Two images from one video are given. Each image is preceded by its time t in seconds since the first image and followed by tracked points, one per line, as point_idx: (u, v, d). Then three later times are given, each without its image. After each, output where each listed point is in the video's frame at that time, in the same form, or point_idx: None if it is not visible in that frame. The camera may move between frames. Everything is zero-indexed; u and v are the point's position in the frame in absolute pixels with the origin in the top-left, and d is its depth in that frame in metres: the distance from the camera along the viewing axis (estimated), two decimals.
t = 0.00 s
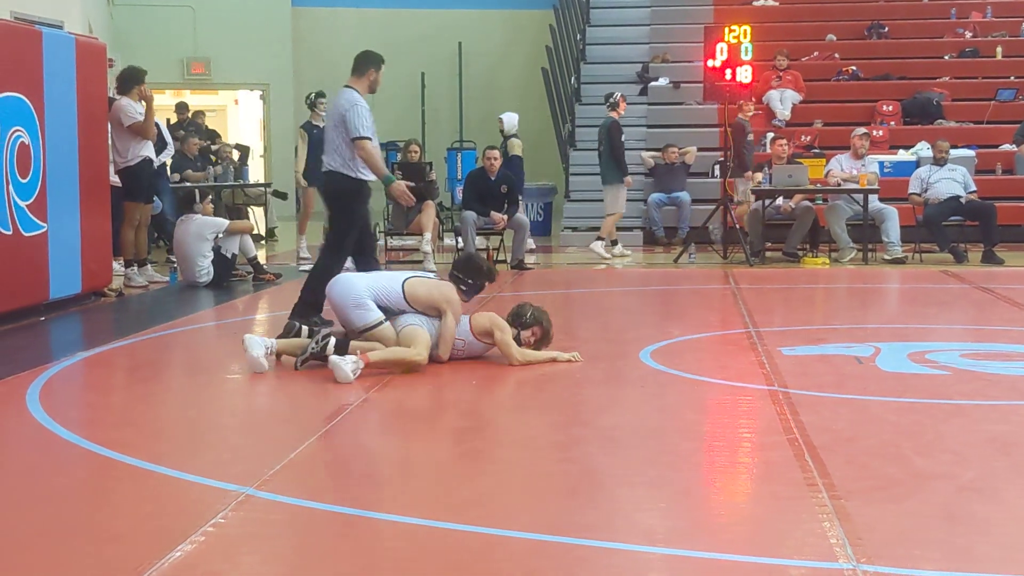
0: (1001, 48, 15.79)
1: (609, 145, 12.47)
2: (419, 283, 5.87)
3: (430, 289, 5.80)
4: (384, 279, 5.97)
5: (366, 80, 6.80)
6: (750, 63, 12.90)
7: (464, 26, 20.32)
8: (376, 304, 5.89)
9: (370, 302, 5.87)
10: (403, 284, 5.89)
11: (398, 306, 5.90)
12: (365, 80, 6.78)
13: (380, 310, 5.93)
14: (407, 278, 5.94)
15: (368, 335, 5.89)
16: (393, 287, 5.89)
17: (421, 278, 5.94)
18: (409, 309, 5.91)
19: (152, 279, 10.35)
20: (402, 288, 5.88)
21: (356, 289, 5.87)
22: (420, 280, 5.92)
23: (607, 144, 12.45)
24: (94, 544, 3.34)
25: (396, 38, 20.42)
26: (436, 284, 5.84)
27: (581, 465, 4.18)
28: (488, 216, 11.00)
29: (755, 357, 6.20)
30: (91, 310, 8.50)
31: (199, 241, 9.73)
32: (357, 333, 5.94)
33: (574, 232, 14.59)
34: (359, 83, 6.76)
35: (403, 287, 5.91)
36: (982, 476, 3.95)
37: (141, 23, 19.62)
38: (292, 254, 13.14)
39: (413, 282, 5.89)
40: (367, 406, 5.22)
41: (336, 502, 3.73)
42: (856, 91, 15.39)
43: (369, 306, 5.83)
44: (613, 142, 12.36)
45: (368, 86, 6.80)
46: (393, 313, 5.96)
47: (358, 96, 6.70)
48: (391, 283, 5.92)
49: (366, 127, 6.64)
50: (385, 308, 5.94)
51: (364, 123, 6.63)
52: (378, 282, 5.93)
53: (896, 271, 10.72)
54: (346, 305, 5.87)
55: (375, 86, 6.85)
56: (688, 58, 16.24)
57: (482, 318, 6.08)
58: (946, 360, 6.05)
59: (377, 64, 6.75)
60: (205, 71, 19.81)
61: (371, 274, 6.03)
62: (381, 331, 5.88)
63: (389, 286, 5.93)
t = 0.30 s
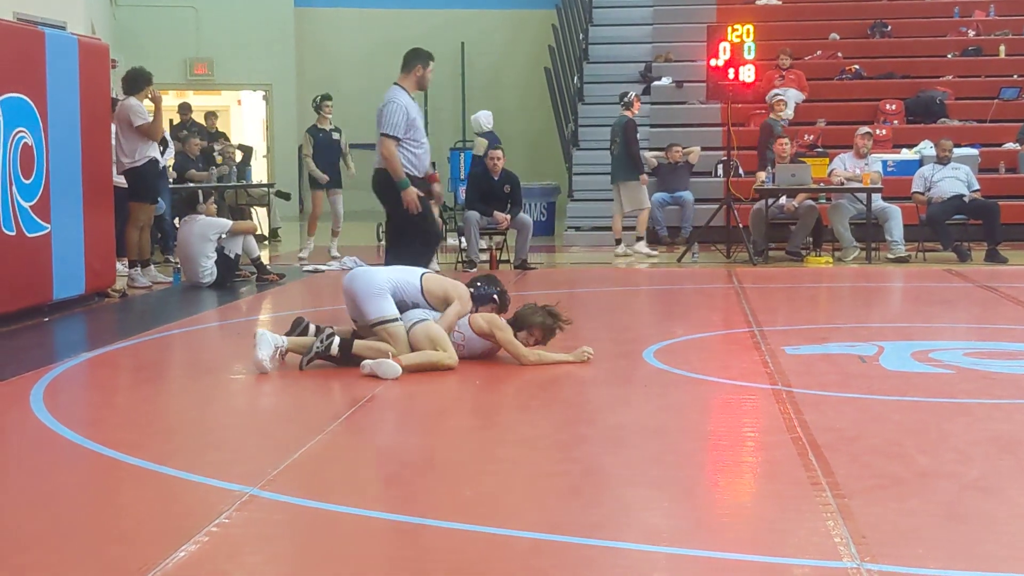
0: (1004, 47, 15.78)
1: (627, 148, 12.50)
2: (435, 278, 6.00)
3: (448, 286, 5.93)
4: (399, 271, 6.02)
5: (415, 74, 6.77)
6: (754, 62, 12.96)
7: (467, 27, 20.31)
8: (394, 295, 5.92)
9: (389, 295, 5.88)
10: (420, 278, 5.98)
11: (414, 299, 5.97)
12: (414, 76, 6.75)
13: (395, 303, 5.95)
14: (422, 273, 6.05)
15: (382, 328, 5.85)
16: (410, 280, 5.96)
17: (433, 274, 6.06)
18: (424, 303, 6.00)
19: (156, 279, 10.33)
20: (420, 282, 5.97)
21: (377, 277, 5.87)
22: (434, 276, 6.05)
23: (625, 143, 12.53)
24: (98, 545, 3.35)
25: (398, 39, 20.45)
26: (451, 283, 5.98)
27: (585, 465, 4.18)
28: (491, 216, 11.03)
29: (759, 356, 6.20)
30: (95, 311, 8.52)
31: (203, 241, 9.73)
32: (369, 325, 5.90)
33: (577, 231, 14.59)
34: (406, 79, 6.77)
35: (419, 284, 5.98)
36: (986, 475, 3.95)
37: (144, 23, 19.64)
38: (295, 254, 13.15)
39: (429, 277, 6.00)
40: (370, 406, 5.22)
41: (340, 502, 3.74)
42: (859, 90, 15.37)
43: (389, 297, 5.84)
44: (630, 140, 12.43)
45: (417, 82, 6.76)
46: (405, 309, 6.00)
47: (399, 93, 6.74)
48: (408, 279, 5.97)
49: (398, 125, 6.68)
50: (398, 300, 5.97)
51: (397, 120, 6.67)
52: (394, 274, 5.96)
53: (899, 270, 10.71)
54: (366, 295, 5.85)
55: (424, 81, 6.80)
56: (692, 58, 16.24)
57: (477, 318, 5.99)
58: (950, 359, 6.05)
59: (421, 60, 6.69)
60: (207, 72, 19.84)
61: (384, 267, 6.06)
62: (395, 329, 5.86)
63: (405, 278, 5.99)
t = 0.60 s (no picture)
0: (1005, 43, 15.76)
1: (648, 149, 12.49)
2: (428, 262, 6.17)
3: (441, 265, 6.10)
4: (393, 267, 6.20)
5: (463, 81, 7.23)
6: (754, 58, 12.99)
7: (468, 24, 20.29)
8: (394, 286, 6.04)
9: (390, 288, 5.99)
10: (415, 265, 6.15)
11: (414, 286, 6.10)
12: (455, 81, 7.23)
13: (398, 295, 6.07)
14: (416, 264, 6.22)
15: (385, 322, 5.91)
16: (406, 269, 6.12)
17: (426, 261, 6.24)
18: (426, 288, 6.14)
19: (158, 278, 10.33)
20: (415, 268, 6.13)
21: (373, 274, 6.02)
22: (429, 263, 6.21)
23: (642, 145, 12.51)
24: (99, 543, 3.36)
25: (399, 37, 20.43)
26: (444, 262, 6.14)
27: (586, 462, 4.19)
28: (493, 213, 11.04)
29: (760, 353, 6.21)
30: (97, 309, 8.52)
31: (204, 239, 9.79)
32: (374, 322, 5.99)
33: (579, 229, 14.60)
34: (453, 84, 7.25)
35: (415, 273, 6.14)
36: (988, 471, 3.95)
37: (144, 21, 19.69)
38: (297, 252, 13.17)
39: (423, 264, 6.17)
40: (372, 403, 5.23)
41: (341, 500, 3.75)
42: (860, 87, 15.35)
43: (390, 289, 5.96)
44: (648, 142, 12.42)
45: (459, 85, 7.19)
46: (410, 299, 6.11)
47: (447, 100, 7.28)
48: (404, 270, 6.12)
49: (445, 133, 7.25)
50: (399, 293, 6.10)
51: (442, 127, 7.23)
52: (392, 269, 6.11)
53: (900, 266, 10.70)
54: (369, 291, 5.96)
55: (471, 87, 7.27)
56: (693, 55, 16.25)
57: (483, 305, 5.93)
58: (951, 355, 6.05)
59: (463, 68, 7.05)
60: (208, 70, 19.89)
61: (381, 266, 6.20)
62: (396, 320, 5.90)
63: (401, 271, 6.15)
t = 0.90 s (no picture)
0: (1007, 45, 15.76)
1: (673, 149, 12.57)
2: (445, 280, 5.88)
3: (449, 287, 5.82)
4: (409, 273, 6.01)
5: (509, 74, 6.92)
6: (756, 59, 12.97)
7: (470, 23, 20.29)
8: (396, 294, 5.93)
9: (388, 294, 5.92)
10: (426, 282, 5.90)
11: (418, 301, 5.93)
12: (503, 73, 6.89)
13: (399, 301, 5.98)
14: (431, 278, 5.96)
15: (382, 324, 5.98)
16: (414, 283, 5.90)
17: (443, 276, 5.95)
18: (433, 305, 5.94)
19: (158, 275, 10.31)
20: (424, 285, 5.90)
21: (379, 277, 5.93)
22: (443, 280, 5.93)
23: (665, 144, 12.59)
24: (99, 541, 3.36)
25: (401, 35, 20.43)
26: (457, 282, 5.84)
27: (586, 462, 4.19)
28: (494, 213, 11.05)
29: (761, 354, 6.21)
30: (97, 307, 8.52)
31: (205, 234, 9.78)
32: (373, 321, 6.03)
33: (580, 228, 14.61)
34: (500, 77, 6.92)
35: (426, 285, 5.92)
36: (987, 472, 3.95)
37: (146, 19, 19.71)
38: (298, 250, 13.17)
39: (436, 281, 5.90)
40: (372, 402, 5.23)
41: (341, 499, 3.75)
42: (862, 88, 15.35)
43: (387, 297, 5.89)
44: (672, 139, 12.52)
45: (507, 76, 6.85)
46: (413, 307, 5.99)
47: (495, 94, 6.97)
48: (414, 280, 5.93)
49: (492, 126, 6.93)
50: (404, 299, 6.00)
51: (489, 120, 6.92)
52: (403, 275, 5.96)
53: (901, 268, 10.70)
54: (367, 292, 5.95)
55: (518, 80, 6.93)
56: (694, 55, 16.27)
57: (510, 348, 6.03)
58: (951, 357, 6.05)
59: (508, 62, 6.74)
60: (210, 68, 19.90)
61: (400, 267, 6.06)
62: (393, 325, 5.97)
63: (413, 280, 5.96)
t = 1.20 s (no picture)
0: (1007, 43, 15.75)
1: (682, 148, 12.51)
2: (461, 280, 5.81)
3: (466, 290, 5.77)
4: (421, 268, 5.94)
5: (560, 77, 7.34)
6: (756, 57, 12.96)
7: (470, 21, 20.27)
8: (410, 289, 5.84)
9: (402, 290, 5.82)
10: (441, 278, 5.83)
11: (431, 298, 5.88)
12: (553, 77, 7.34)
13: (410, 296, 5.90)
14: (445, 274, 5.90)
15: (386, 320, 5.89)
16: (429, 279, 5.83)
17: (458, 274, 5.88)
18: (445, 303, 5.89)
19: (158, 272, 10.31)
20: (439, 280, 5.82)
21: (393, 272, 5.82)
22: (457, 277, 5.88)
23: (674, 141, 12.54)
24: (99, 538, 3.36)
25: (402, 33, 20.42)
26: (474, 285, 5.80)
27: (586, 460, 4.19)
28: (494, 210, 11.04)
29: (761, 353, 6.21)
30: (97, 304, 8.52)
31: (219, 228, 9.90)
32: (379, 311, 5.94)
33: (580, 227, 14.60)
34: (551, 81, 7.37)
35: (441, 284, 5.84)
36: (987, 472, 3.95)
37: (147, 17, 19.71)
38: (298, 247, 13.18)
39: (451, 278, 5.84)
40: (372, 400, 5.23)
41: (340, 496, 3.75)
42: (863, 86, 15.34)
43: (401, 294, 5.80)
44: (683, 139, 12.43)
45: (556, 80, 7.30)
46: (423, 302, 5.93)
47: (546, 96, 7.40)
48: (429, 278, 5.84)
49: (539, 124, 7.32)
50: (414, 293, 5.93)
51: (536, 119, 7.33)
52: (418, 271, 5.85)
53: (901, 266, 10.69)
54: (380, 286, 5.83)
55: (567, 82, 7.32)
56: (695, 54, 16.26)
57: (516, 347, 6.00)
58: (950, 356, 6.05)
59: (556, 62, 7.18)
60: (210, 65, 19.88)
61: (414, 259, 5.94)
62: (399, 321, 5.87)
63: (426, 275, 5.88)
